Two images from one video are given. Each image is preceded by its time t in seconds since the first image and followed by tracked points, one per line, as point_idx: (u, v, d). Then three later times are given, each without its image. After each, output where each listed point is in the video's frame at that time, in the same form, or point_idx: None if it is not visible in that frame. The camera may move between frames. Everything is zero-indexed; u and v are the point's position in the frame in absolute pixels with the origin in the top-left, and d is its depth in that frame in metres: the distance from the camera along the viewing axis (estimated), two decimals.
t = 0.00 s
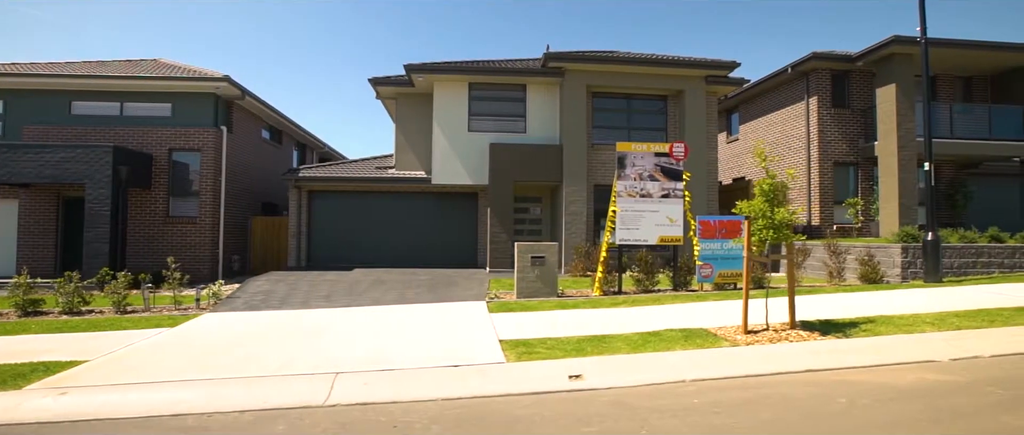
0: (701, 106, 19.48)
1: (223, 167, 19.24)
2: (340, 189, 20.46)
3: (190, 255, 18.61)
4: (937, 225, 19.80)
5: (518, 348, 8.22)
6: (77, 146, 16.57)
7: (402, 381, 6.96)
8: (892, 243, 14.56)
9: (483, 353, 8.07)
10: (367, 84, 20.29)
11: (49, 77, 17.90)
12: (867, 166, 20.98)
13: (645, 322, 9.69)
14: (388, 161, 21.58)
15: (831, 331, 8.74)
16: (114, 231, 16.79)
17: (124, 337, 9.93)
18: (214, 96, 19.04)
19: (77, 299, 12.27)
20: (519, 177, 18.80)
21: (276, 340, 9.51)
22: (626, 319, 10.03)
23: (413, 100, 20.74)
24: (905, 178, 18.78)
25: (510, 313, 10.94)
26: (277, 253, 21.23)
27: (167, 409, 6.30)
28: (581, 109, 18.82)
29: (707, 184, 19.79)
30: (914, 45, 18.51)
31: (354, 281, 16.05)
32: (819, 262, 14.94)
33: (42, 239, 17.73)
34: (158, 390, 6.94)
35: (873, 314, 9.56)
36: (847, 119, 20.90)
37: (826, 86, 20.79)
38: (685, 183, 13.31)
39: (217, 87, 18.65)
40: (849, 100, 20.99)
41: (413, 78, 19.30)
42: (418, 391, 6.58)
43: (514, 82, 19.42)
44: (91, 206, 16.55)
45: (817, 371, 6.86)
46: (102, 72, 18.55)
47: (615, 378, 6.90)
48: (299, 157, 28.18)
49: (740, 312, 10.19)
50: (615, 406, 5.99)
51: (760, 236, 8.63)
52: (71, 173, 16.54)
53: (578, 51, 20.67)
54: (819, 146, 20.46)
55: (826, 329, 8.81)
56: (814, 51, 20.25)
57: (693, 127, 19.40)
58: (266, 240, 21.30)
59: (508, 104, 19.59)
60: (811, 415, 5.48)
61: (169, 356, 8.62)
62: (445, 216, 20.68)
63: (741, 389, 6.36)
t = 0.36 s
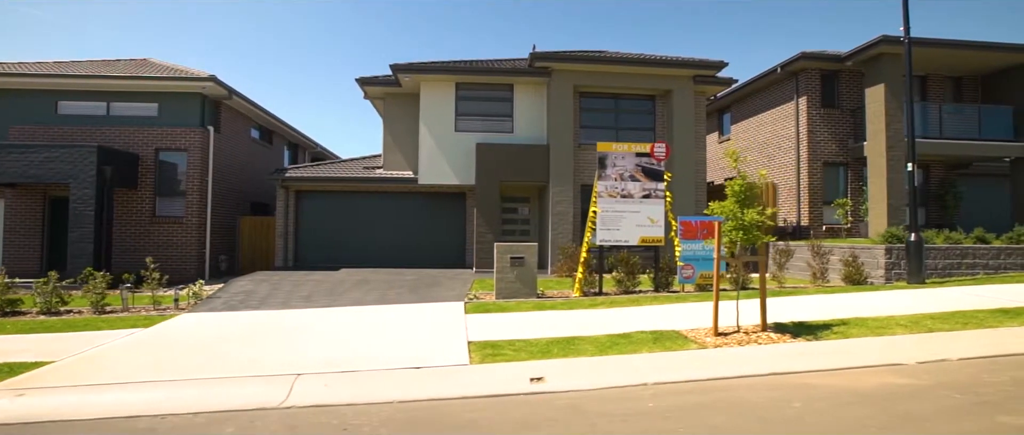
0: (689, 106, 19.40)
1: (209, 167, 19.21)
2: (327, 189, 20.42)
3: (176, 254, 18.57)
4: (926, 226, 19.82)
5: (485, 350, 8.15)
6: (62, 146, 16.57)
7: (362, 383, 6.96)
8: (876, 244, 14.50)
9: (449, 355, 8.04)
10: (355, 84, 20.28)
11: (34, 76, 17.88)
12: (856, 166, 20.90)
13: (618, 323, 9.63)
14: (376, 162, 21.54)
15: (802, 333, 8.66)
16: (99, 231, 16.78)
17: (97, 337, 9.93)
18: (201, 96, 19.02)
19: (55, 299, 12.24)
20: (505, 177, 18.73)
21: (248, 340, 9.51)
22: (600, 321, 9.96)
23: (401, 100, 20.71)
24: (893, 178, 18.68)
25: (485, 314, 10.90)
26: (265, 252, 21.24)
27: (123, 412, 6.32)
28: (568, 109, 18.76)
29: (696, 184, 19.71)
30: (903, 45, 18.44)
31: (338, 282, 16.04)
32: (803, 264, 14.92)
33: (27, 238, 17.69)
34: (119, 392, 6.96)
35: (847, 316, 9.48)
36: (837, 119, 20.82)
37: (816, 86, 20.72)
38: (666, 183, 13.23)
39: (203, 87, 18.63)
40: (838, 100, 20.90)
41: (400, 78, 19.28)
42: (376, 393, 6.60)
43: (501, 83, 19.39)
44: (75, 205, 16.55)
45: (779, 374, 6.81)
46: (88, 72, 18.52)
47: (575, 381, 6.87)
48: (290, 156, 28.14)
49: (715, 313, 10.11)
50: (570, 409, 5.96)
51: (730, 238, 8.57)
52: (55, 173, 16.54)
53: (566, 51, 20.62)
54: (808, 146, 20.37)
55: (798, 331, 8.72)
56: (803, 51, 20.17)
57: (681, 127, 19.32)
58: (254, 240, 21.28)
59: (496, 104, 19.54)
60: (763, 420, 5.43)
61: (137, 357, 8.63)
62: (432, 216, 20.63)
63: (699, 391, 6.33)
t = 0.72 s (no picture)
0: (676, 106, 19.33)
1: (196, 168, 19.19)
2: (315, 189, 20.38)
3: (163, 254, 18.54)
4: (914, 227, 19.93)
5: (451, 352, 8.10)
6: (47, 145, 16.57)
7: (321, 386, 6.94)
8: (859, 244, 14.45)
9: (414, 357, 8.00)
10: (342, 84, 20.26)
11: (20, 76, 17.87)
12: (846, 167, 20.82)
13: (591, 325, 9.56)
14: (364, 162, 21.51)
15: (773, 336, 8.58)
16: (84, 231, 16.77)
17: (69, 338, 9.94)
18: (187, 96, 18.99)
19: (34, 300, 12.21)
20: (492, 177, 18.68)
21: (218, 341, 9.49)
22: (574, 323, 9.89)
23: (388, 100, 20.68)
24: (882, 179, 18.60)
25: (460, 316, 10.84)
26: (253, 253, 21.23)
27: (78, 413, 6.32)
28: (554, 109, 18.70)
29: (684, 184, 19.64)
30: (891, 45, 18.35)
31: (321, 282, 16.04)
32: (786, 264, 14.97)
33: (13, 238, 17.71)
34: (78, 394, 6.95)
35: (822, 318, 9.39)
36: (826, 120, 20.74)
37: (805, 87, 20.65)
38: (647, 184, 13.14)
39: (189, 87, 18.61)
40: (828, 100, 20.83)
41: (387, 78, 19.28)
42: (333, 396, 6.58)
43: (488, 83, 19.36)
44: (59, 205, 16.53)
45: (741, 377, 6.73)
46: (75, 72, 18.51)
47: (535, 383, 6.83)
48: (281, 157, 28.12)
49: (691, 315, 10.03)
50: (523, 412, 5.92)
51: (699, 240, 8.51)
52: (41, 173, 16.55)
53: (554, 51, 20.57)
54: (797, 146, 20.30)
55: (769, 334, 8.64)
56: (792, 51, 20.11)
57: (668, 127, 19.24)
58: (244, 240, 21.28)
59: (483, 104, 19.51)
60: (714, 424, 5.35)
61: (105, 358, 8.62)
62: (420, 217, 20.58)
63: (657, 394, 6.29)
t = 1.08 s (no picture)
0: (664, 106, 19.25)
1: (183, 168, 19.17)
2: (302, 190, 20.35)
3: (149, 255, 18.50)
4: (904, 228, 19.91)
5: (417, 354, 8.06)
6: (32, 146, 16.58)
7: (281, 388, 6.92)
8: (843, 245, 14.39)
9: (379, 360, 7.96)
10: (330, 84, 20.23)
11: (6, 77, 17.86)
12: (836, 167, 20.73)
13: (562, 327, 9.50)
14: (352, 163, 21.47)
15: (743, 339, 8.51)
16: (68, 232, 16.78)
17: (42, 340, 9.93)
18: (174, 96, 18.95)
19: (13, 301, 12.19)
20: (478, 178, 18.63)
21: (189, 342, 9.48)
22: (547, 324, 9.83)
23: (376, 101, 20.66)
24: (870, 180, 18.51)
25: (435, 317, 10.80)
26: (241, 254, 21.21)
27: (34, 415, 6.33)
28: (541, 109, 18.65)
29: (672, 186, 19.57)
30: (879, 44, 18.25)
31: (305, 283, 16.04)
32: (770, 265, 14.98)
33: None
34: (38, 396, 6.96)
35: (796, 320, 9.29)
36: (815, 120, 20.67)
37: (794, 87, 20.58)
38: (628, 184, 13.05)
39: (175, 87, 18.57)
40: (817, 101, 20.74)
41: (373, 79, 19.26)
42: (290, 398, 6.56)
43: (475, 83, 19.32)
44: (44, 206, 16.53)
45: (701, 379, 6.68)
46: (61, 72, 18.49)
47: (495, 387, 6.80)
48: (273, 157, 28.10)
49: (665, 317, 9.97)
50: (475, 416, 5.89)
51: (667, 241, 8.44)
52: (25, 173, 16.56)
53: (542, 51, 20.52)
54: (786, 147, 20.23)
55: (739, 337, 8.57)
56: (780, 51, 20.03)
57: (656, 128, 19.18)
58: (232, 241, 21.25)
59: (470, 104, 19.47)
60: (664, 428, 5.30)
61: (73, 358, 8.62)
62: (407, 217, 20.53)
63: (613, 397, 6.24)
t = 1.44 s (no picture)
0: (651, 106, 19.17)
1: (170, 169, 19.13)
2: (290, 190, 20.32)
3: (135, 256, 18.48)
4: (892, 228, 19.90)
5: (382, 356, 8.02)
6: (17, 147, 16.58)
7: (239, 390, 6.90)
8: (826, 246, 14.31)
9: (343, 362, 7.92)
10: (317, 85, 20.21)
11: None
12: (825, 168, 20.65)
13: (534, 329, 9.45)
14: (340, 164, 21.44)
15: (712, 341, 8.42)
16: (52, 233, 16.77)
17: (15, 341, 9.92)
18: (160, 97, 18.92)
19: None
20: (464, 178, 18.59)
21: (159, 343, 9.46)
22: (519, 327, 9.76)
23: (364, 101, 20.63)
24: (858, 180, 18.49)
25: (410, 319, 10.77)
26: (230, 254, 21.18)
27: None
28: (527, 109, 18.59)
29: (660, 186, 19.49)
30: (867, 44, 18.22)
31: (289, 284, 16.04)
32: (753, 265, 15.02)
33: None
34: None
35: (769, 323, 9.21)
36: (804, 121, 20.60)
37: (783, 87, 20.51)
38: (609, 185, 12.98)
39: (161, 88, 18.53)
40: (806, 101, 20.67)
41: (360, 79, 19.23)
42: (246, 401, 6.54)
43: (462, 83, 19.29)
44: (28, 207, 16.52)
45: (660, 383, 6.64)
46: (46, 72, 18.45)
47: (455, 390, 6.78)
48: (264, 157, 28.06)
49: (640, 319, 9.90)
50: (428, 419, 5.85)
51: (636, 242, 8.36)
52: (10, 174, 16.57)
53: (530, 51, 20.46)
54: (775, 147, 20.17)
55: (709, 339, 8.49)
56: (769, 51, 19.94)
57: (643, 128, 19.12)
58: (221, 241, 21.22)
59: (456, 105, 19.43)
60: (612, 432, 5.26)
61: (40, 360, 8.60)
62: (395, 218, 20.48)
63: (570, 401, 6.18)
